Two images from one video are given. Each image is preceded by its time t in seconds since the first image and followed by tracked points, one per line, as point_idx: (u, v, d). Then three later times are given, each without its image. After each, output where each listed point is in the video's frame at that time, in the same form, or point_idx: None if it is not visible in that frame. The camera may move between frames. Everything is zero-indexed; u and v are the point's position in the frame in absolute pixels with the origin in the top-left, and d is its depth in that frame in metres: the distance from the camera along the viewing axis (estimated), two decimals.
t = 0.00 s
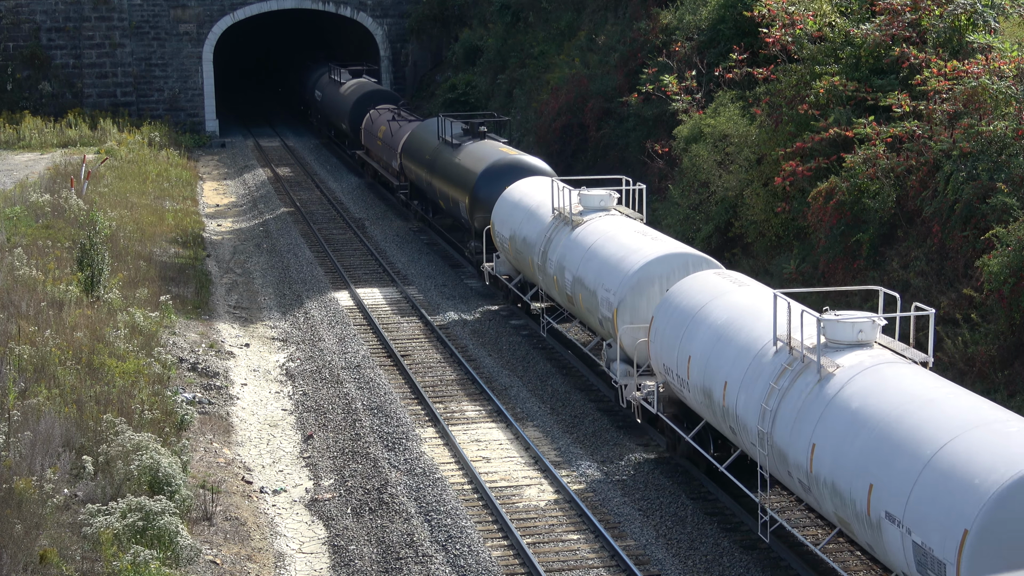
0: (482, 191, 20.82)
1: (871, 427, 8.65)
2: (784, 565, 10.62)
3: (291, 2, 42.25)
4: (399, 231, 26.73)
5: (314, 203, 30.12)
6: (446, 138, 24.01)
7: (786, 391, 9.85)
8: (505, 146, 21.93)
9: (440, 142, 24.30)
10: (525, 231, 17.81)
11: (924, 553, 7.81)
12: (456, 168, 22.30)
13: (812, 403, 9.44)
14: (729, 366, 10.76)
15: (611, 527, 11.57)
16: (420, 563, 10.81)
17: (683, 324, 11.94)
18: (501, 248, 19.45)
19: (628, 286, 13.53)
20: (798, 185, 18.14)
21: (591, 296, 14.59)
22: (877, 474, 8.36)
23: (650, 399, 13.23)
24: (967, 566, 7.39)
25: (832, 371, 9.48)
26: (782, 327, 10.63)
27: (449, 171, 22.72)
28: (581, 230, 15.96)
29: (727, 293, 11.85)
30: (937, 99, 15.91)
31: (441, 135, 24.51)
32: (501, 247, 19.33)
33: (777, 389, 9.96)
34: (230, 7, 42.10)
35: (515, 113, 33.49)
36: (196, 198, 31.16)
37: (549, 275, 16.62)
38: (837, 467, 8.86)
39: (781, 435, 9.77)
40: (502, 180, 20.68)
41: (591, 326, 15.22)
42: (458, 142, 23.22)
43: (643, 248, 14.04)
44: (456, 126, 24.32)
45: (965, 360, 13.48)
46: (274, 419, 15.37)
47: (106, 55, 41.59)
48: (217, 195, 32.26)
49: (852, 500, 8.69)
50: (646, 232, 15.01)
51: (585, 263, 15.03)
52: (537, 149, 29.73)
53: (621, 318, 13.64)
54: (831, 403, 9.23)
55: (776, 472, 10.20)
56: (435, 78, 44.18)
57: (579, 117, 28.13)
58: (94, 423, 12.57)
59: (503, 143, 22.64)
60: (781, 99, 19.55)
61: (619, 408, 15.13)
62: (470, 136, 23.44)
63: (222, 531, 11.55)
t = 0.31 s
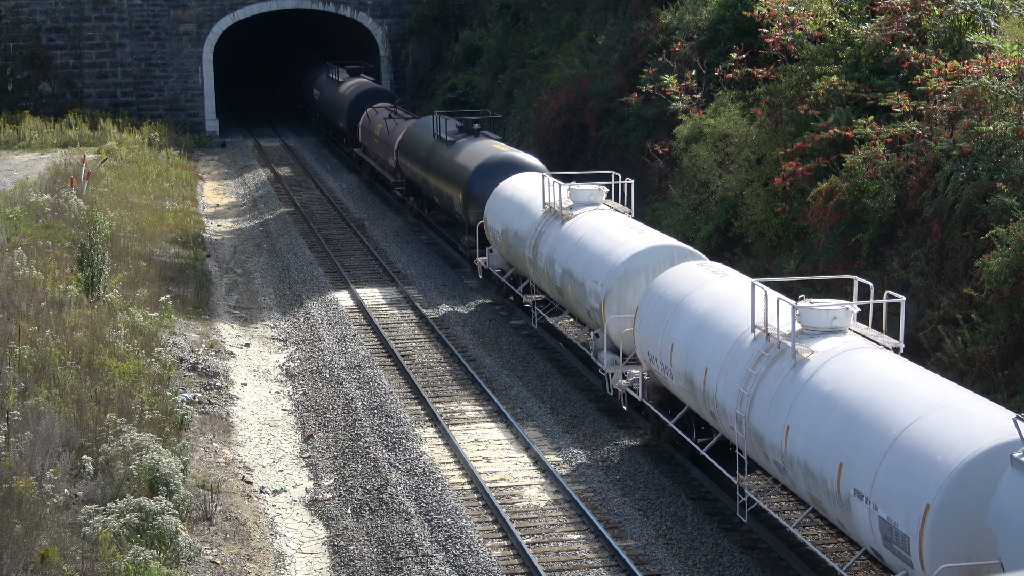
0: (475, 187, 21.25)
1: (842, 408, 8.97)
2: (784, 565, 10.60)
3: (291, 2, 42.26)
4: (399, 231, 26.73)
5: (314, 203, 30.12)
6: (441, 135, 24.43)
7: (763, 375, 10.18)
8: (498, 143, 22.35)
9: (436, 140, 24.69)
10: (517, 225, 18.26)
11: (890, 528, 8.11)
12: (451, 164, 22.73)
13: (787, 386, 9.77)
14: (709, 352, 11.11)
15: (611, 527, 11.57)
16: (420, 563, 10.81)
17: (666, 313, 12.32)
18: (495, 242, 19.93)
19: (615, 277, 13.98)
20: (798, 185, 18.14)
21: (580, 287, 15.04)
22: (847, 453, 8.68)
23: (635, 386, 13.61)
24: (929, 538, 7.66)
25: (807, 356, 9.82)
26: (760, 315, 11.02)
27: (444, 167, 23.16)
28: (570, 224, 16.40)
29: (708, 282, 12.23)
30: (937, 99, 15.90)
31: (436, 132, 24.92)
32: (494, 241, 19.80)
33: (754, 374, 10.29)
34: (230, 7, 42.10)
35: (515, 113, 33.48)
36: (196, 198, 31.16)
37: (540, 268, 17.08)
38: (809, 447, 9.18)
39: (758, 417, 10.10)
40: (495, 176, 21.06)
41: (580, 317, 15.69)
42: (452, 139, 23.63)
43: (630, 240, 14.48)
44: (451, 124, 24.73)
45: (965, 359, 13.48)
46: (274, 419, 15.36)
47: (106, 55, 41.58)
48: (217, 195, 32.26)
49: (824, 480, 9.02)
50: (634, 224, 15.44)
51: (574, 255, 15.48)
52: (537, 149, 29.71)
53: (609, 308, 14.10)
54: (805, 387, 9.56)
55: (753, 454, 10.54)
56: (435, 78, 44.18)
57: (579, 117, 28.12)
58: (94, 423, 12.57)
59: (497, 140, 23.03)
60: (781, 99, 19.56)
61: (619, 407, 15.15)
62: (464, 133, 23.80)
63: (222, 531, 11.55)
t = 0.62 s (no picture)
0: (469, 183, 21.51)
1: (816, 392, 9.37)
2: (784, 565, 10.60)
3: (291, 2, 42.27)
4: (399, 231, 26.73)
5: (314, 203, 30.12)
6: (436, 132, 24.62)
7: (741, 362, 10.57)
8: (491, 140, 22.60)
9: (430, 137, 24.88)
10: (508, 219, 18.57)
11: (859, 505, 8.51)
12: (446, 160, 22.93)
13: (764, 372, 10.17)
14: (691, 340, 11.51)
15: (612, 527, 11.57)
16: (420, 563, 10.81)
17: (651, 304, 12.70)
18: (487, 236, 20.17)
19: (603, 269, 14.34)
20: (798, 185, 18.13)
21: (569, 279, 15.39)
22: (819, 435, 9.09)
23: (621, 374, 13.95)
24: (895, 514, 8.02)
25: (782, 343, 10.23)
26: (739, 304, 11.42)
27: (438, 164, 23.35)
28: (559, 218, 16.73)
29: (691, 274, 12.62)
30: (937, 99, 15.90)
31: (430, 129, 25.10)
32: (486, 235, 20.13)
33: (733, 360, 10.68)
34: (230, 7, 42.10)
35: (515, 113, 33.47)
36: (196, 198, 31.15)
37: (530, 260, 17.41)
38: (784, 430, 9.59)
39: (736, 402, 10.49)
40: (487, 171, 21.25)
41: (569, 308, 16.05)
42: (447, 136, 23.84)
43: (617, 233, 14.84)
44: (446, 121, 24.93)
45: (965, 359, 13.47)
46: (274, 419, 15.37)
47: (106, 55, 41.57)
48: (217, 195, 32.25)
49: (797, 460, 9.41)
50: (621, 217, 15.79)
51: (563, 248, 15.84)
52: (537, 149, 29.70)
53: (596, 299, 14.47)
54: (781, 372, 9.95)
55: (731, 437, 10.94)
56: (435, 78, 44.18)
57: (579, 117, 28.11)
58: (94, 423, 12.57)
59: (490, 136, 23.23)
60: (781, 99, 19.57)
61: (619, 407, 15.14)
62: (459, 130, 23.99)
63: (222, 531, 11.54)
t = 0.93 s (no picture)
0: (463, 179, 21.71)
1: (790, 376, 9.75)
2: (784, 565, 10.61)
3: (291, 2, 42.28)
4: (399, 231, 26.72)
5: (314, 203, 30.11)
6: (431, 129, 24.71)
7: (721, 349, 10.97)
8: (485, 137, 22.79)
9: (426, 134, 24.97)
10: (499, 214, 18.89)
11: (829, 484, 8.86)
12: (441, 157, 23.03)
13: (741, 358, 10.56)
14: (675, 329, 11.91)
15: (611, 527, 11.57)
16: (420, 563, 10.81)
17: (637, 295, 13.10)
18: (481, 231, 20.45)
19: (590, 262, 14.71)
20: (799, 185, 18.12)
21: (558, 272, 15.75)
22: (792, 417, 9.47)
23: (608, 363, 14.38)
24: (862, 490, 8.37)
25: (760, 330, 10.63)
26: (719, 293, 11.80)
27: (434, 160, 23.45)
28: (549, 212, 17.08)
29: (676, 266, 13.01)
30: (937, 99, 15.90)
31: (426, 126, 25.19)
32: (479, 229, 20.45)
33: (714, 348, 11.08)
34: (230, 7, 42.10)
35: (515, 113, 33.47)
36: (196, 198, 31.15)
37: (520, 254, 17.76)
38: (760, 413, 9.98)
39: (716, 387, 10.89)
40: (481, 168, 21.46)
41: (558, 300, 16.41)
42: (443, 132, 23.95)
43: (605, 226, 15.21)
44: (441, 119, 25.04)
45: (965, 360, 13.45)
46: (274, 419, 15.37)
47: (106, 55, 41.58)
48: (217, 195, 32.25)
49: (773, 443, 9.79)
50: (609, 212, 16.15)
51: (552, 241, 16.19)
52: (537, 149, 29.69)
53: (584, 290, 14.83)
54: (758, 358, 10.34)
55: (712, 423, 11.33)
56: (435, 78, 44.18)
57: (579, 117, 28.10)
58: (94, 423, 12.57)
59: (485, 133, 23.34)
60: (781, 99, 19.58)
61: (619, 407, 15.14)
62: (454, 127, 24.09)
63: (222, 531, 11.54)
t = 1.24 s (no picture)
0: (457, 175, 21.81)
1: (764, 361, 10.23)
2: (784, 565, 10.61)
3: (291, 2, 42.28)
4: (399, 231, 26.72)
5: (314, 203, 30.12)
6: (425, 126, 24.76)
7: (700, 336, 11.42)
8: (480, 133, 22.84)
9: (421, 131, 25.00)
10: (489, 208, 19.14)
11: (799, 461, 9.37)
12: (435, 153, 23.09)
13: (719, 344, 11.03)
14: (657, 317, 12.35)
15: (611, 527, 11.57)
16: (420, 563, 10.81)
17: (623, 285, 13.50)
18: (473, 225, 20.59)
19: (578, 254, 15.03)
20: (798, 185, 18.12)
21: (546, 263, 16.07)
22: (766, 400, 9.95)
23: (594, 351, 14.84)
24: (830, 468, 8.89)
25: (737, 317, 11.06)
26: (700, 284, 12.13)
27: (428, 157, 23.51)
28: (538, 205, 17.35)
29: (659, 257, 13.40)
30: (937, 99, 15.89)
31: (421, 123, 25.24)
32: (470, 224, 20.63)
33: (694, 335, 11.53)
34: (230, 7, 42.11)
35: (515, 113, 33.47)
36: (196, 198, 31.15)
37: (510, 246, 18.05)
38: (736, 396, 10.46)
39: (695, 372, 11.36)
40: (475, 164, 21.51)
41: (546, 291, 16.73)
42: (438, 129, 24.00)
43: (592, 219, 15.52)
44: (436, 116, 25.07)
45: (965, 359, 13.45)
46: (274, 419, 15.36)
47: (106, 55, 41.57)
48: (217, 195, 32.26)
49: (748, 424, 10.28)
50: (596, 204, 16.45)
51: (540, 234, 16.49)
52: (537, 149, 29.69)
53: (572, 282, 15.16)
54: (735, 344, 10.80)
55: (692, 406, 11.82)
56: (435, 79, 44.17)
57: (579, 117, 28.09)
58: (93, 423, 12.57)
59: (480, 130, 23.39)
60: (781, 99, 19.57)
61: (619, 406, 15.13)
62: (448, 124, 24.14)
63: (222, 531, 11.54)
